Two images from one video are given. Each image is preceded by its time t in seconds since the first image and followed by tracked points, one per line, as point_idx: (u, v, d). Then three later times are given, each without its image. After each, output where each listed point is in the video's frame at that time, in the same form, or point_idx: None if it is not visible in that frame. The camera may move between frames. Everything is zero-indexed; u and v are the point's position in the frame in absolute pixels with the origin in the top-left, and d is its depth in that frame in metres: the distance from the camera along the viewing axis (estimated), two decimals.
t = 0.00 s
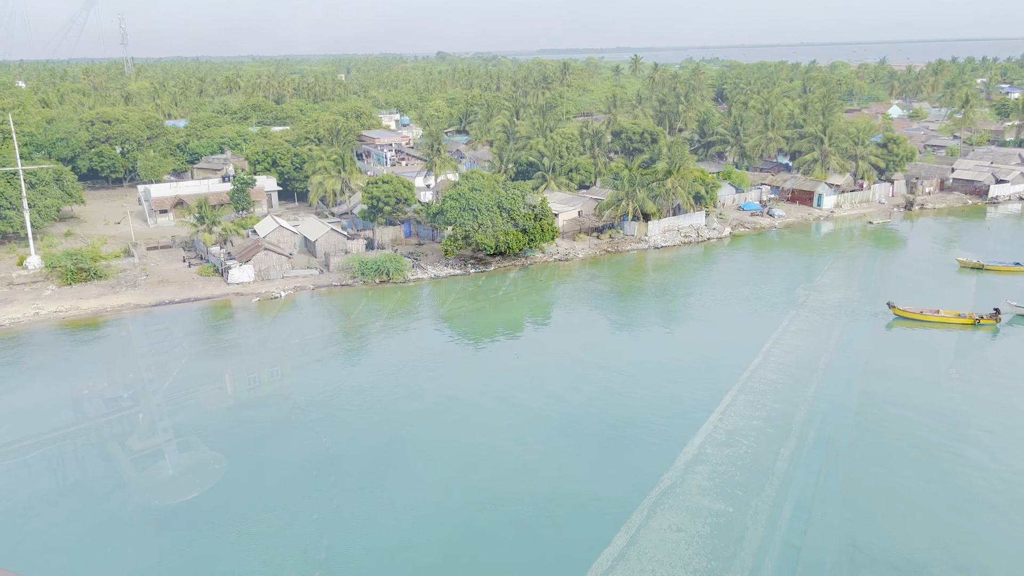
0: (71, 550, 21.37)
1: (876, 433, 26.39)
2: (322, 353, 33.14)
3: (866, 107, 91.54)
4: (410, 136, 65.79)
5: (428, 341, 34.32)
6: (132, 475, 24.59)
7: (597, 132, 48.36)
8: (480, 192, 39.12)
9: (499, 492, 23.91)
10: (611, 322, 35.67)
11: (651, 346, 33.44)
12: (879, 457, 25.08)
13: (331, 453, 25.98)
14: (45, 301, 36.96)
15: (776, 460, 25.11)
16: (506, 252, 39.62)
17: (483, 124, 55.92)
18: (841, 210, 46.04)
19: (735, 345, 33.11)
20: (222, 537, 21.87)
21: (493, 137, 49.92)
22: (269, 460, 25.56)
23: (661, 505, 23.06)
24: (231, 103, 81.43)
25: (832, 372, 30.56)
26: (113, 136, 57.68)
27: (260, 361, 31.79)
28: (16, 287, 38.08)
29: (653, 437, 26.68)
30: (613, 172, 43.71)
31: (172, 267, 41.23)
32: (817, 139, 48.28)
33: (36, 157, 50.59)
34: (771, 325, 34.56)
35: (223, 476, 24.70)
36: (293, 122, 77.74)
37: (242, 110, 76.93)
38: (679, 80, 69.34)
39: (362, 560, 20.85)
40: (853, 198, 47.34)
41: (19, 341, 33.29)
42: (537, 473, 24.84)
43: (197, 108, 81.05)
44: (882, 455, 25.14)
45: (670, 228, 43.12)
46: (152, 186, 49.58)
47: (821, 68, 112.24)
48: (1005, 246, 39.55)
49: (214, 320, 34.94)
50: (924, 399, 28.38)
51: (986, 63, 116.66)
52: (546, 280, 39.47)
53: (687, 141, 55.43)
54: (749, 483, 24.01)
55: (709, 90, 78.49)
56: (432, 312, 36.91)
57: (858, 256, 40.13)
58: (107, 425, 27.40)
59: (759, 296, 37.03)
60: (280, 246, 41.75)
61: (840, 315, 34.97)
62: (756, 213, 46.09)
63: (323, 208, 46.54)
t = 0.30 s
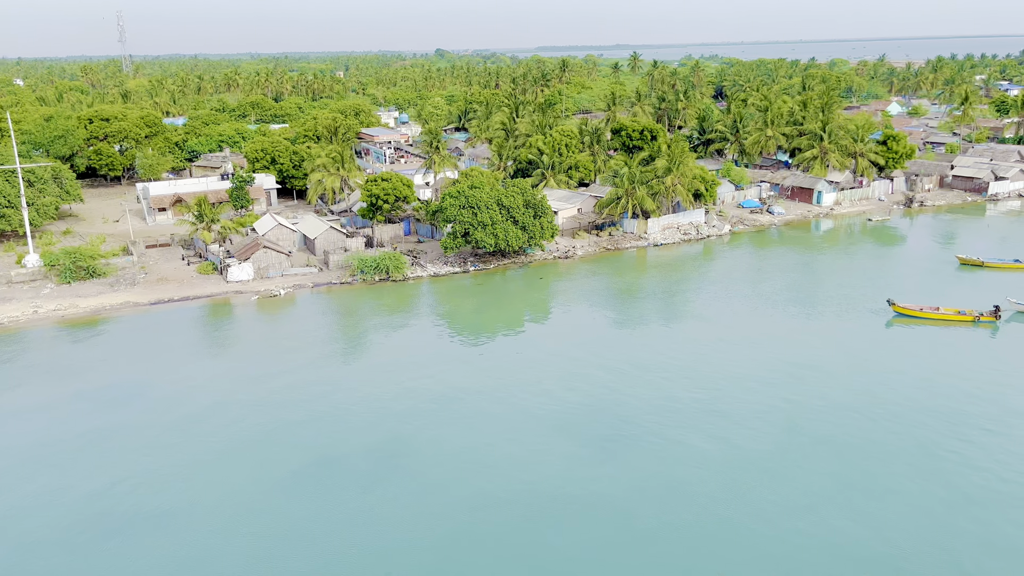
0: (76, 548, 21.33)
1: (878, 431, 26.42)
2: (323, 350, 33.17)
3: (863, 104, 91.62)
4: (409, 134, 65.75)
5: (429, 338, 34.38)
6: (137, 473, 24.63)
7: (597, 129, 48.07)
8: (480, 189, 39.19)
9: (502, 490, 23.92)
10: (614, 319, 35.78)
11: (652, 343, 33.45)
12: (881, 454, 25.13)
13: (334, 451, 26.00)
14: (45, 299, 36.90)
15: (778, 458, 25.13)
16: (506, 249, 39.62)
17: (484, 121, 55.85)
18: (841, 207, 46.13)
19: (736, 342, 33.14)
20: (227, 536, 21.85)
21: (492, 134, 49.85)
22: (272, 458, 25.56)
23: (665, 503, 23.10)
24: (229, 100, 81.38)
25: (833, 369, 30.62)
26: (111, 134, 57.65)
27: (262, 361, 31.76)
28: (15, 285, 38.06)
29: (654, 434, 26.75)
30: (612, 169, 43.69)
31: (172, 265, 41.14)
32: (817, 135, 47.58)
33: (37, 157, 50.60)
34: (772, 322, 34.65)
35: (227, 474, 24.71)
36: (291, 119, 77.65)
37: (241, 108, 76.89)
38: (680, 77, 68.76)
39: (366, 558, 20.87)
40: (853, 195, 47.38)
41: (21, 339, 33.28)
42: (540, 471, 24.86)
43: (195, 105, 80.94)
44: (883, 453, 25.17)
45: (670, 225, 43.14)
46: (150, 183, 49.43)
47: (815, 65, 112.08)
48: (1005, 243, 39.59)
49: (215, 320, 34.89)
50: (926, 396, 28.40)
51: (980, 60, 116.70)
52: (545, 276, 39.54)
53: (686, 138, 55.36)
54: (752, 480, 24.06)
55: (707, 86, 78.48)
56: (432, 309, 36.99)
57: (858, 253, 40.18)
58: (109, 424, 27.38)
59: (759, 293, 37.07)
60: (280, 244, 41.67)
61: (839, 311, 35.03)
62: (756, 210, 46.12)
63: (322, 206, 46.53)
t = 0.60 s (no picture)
0: (39, 559, 20.87)
1: (844, 424, 26.88)
2: (291, 352, 32.86)
3: (824, 100, 93.19)
4: (376, 133, 65.47)
5: (398, 338, 34.26)
6: (104, 479, 24.23)
7: (563, 127, 48.24)
8: (448, 189, 39.06)
9: (475, 489, 23.92)
10: (583, 316, 35.94)
11: (620, 339, 33.66)
12: (846, 448, 25.57)
13: (305, 454, 25.80)
14: (4, 304, 36.06)
15: (747, 453, 25.47)
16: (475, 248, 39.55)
17: (450, 119, 55.80)
18: (804, 203, 46.83)
19: (703, 338, 33.47)
20: (197, 542, 21.57)
21: (459, 132, 49.76)
22: (242, 462, 25.28)
23: (636, 499, 23.29)
24: (191, 100, 80.24)
25: (798, 363, 31.10)
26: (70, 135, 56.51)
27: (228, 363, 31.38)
28: None
29: (624, 431, 26.95)
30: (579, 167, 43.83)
31: (135, 268, 40.46)
32: (779, 132, 48.20)
33: None
34: (738, 317, 35.07)
35: (195, 479, 24.39)
36: (256, 119, 76.82)
37: (204, 108, 75.86)
38: (644, 74, 69.26)
39: (338, 561, 20.76)
40: (815, 191, 48.10)
41: None
42: (512, 469, 24.91)
43: (155, 105, 79.67)
44: (849, 446, 25.63)
45: (637, 222, 43.42)
46: (111, 185, 48.52)
47: (776, 62, 113.60)
48: (963, 236, 40.52)
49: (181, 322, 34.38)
50: (889, 389, 28.96)
51: (936, 58, 119.15)
52: (514, 274, 39.57)
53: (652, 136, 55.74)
54: (721, 474, 24.36)
55: (672, 84, 79.21)
56: (401, 308, 36.81)
57: (821, 247, 40.82)
58: (73, 430, 26.86)
59: (725, 289, 37.49)
60: (245, 245, 41.17)
61: (804, 306, 35.55)
62: (721, 206, 46.57)
63: (289, 206, 46.08)
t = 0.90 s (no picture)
0: None
1: (759, 414, 27.66)
2: (204, 358, 31.74)
3: (734, 99, 96.06)
4: (290, 132, 64.08)
5: (317, 340, 33.55)
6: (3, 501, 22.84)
7: (481, 125, 48.20)
8: (367, 189, 38.44)
9: (398, 492, 23.57)
10: (506, 314, 35.98)
11: (541, 337, 33.78)
12: (762, 436, 26.32)
13: (221, 462, 24.98)
14: None
15: (667, 445, 25.91)
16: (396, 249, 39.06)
17: (367, 117, 55.06)
18: (717, 198, 48.05)
19: (623, 333, 33.90)
20: (105, 563, 20.54)
21: (377, 131, 49.14)
22: (152, 476, 24.25)
23: (561, 495, 23.38)
24: (92, 99, 76.63)
25: (715, 355, 31.87)
26: None
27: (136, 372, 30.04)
28: None
29: (547, 427, 27.09)
30: (498, 165, 43.90)
31: (34, 276, 38.38)
32: (692, 130, 49.43)
33: None
34: (656, 311, 35.71)
35: (102, 496, 23.25)
36: (163, 118, 74.06)
37: (106, 108, 72.59)
38: (561, 73, 69.92)
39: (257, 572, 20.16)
40: (727, 187, 49.46)
41: None
42: (435, 470, 24.67)
43: (53, 105, 75.79)
44: (765, 435, 26.38)
45: (557, 220, 43.69)
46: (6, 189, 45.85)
47: (689, 61, 116.48)
48: (866, 228, 42.35)
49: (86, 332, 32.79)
50: (800, 377, 29.96)
51: (837, 57, 124.43)
52: (437, 274, 39.25)
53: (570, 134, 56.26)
54: (642, 466, 24.76)
55: (588, 83, 80.28)
56: (321, 311, 36.01)
57: (735, 242, 41.96)
58: None
59: (645, 284, 38.09)
60: (155, 249, 39.59)
61: (719, 299, 36.43)
62: (638, 203, 47.38)
63: (200, 208, 44.56)
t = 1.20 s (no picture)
0: None
1: (667, 409, 28.28)
2: (97, 371, 30.26)
3: (638, 101, 98.46)
4: (188, 135, 62.12)
5: (219, 348, 32.50)
6: None
7: (388, 127, 47.83)
8: (271, 192, 37.47)
9: (307, 503, 22.99)
10: (416, 316, 35.71)
11: (451, 339, 33.67)
12: (668, 429, 26.99)
13: (117, 481, 23.86)
14: None
15: (579, 443, 26.18)
16: (302, 253, 38.26)
17: (270, 119, 53.85)
18: (623, 199, 49.06)
19: (533, 333, 34.09)
20: None
21: (280, 133, 48.07)
22: (40, 500, 22.86)
23: (473, 497, 23.38)
24: None
25: (623, 352, 32.44)
26: None
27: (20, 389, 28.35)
28: None
29: (458, 429, 27.05)
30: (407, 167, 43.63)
31: None
32: (598, 132, 50.44)
33: None
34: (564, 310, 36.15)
35: None
36: (50, 120, 70.33)
37: None
38: (468, 75, 70.16)
39: None
40: (633, 187, 50.60)
41: None
42: (345, 478, 24.27)
43: None
44: (673, 429, 26.98)
45: (467, 222, 43.64)
46: None
47: (593, 63, 118.62)
48: (764, 226, 44.04)
49: None
50: (706, 372, 30.81)
51: (732, 61, 128.94)
52: (346, 278, 38.62)
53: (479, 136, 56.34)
54: (553, 463, 25.01)
55: (496, 85, 80.80)
56: (225, 319, 34.86)
57: (641, 240, 42.94)
58: None
59: (555, 284, 38.50)
60: (43, 259, 37.48)
61: (625, 297, 37.15)
62: (547, 204, 47.90)
63: (93, 214, 42.52)
